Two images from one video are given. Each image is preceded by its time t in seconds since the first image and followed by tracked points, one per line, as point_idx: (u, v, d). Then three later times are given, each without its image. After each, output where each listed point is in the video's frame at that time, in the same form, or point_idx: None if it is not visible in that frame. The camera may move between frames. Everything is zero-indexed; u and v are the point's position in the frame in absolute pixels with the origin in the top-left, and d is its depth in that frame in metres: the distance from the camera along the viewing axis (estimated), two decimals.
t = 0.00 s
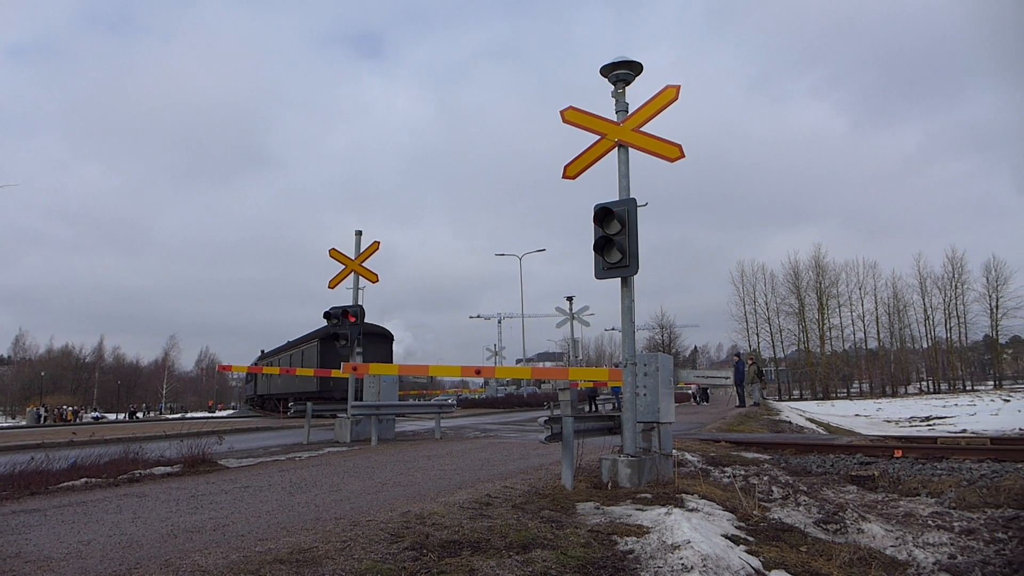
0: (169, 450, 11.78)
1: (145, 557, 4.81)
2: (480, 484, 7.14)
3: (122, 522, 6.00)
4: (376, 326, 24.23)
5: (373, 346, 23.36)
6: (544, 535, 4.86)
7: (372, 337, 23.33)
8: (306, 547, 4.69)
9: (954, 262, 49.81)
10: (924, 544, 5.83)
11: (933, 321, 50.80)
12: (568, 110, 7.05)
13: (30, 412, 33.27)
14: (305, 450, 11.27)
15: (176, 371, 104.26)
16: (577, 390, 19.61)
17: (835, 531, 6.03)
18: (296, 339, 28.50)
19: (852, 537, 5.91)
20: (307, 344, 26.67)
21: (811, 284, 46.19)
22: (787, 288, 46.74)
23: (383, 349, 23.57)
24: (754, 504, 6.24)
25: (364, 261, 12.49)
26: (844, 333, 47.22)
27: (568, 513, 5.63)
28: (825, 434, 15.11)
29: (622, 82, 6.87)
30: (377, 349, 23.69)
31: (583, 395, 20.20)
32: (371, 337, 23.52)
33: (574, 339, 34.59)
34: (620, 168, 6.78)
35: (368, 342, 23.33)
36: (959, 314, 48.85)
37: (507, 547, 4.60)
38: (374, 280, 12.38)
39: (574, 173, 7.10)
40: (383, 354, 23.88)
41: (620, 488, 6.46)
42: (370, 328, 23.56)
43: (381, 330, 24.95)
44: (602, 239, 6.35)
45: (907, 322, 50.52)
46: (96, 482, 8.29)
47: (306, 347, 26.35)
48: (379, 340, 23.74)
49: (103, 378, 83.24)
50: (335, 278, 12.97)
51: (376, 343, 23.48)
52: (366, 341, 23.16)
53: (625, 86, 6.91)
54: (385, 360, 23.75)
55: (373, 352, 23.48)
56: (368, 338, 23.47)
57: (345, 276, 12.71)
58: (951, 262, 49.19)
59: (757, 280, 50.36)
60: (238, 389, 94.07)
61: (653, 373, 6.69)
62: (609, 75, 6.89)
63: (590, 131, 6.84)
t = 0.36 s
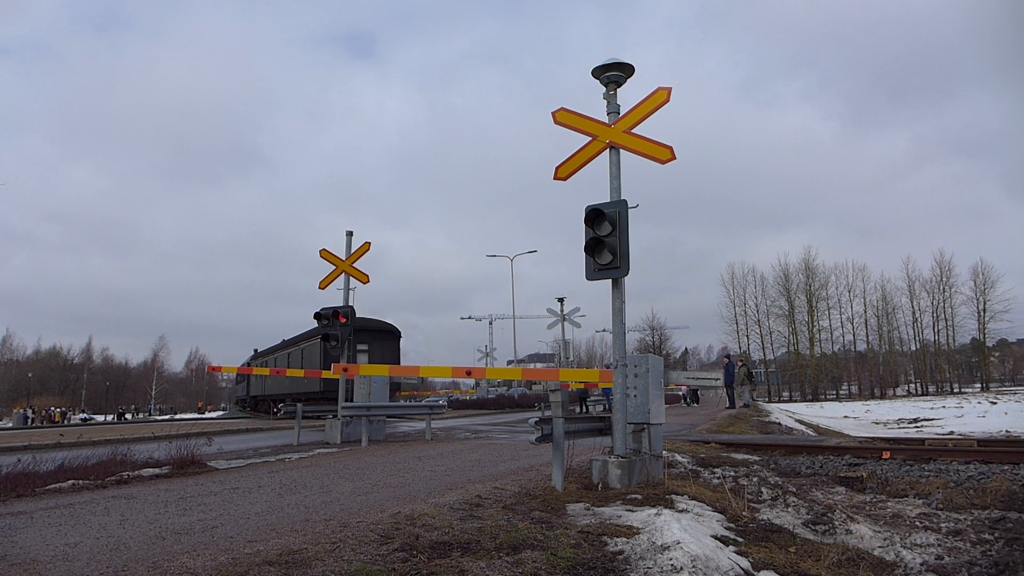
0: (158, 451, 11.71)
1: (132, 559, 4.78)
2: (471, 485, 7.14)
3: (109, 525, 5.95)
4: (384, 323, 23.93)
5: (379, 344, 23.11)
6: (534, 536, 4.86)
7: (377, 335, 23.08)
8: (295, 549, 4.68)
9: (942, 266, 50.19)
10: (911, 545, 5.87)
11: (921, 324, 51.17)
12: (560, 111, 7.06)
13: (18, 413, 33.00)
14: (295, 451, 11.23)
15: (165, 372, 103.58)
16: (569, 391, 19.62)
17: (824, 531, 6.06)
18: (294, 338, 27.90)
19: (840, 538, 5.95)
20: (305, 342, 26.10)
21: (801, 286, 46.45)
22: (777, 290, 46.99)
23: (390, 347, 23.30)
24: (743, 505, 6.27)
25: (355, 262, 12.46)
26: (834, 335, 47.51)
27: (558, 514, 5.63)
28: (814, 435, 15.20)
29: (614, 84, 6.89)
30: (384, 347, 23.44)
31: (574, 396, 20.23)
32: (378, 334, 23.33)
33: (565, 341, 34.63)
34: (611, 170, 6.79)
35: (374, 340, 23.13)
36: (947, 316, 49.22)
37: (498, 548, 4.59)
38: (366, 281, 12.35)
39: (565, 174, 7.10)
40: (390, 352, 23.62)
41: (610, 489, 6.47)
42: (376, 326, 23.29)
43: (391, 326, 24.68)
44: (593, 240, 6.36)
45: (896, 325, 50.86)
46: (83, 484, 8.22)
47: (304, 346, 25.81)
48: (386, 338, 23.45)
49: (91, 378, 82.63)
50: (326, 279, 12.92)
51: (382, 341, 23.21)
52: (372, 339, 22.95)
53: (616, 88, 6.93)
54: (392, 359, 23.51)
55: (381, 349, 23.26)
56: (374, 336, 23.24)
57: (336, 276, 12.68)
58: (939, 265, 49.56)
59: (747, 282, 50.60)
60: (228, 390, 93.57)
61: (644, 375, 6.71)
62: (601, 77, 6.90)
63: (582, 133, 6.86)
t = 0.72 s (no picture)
0: (144, 451, 11.63)
1: (117, 560, 4.74)
2: (458, 486, 7.13)
3: (93, 525, 5.90)
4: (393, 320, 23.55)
5: (386, 340, 22.67)
6: (521, 537, 4.86)
7: (384, 331, 22.65)
8: (281, 550, 4.66)
9: (928, 269, 50.65)
10: (896, 545, 5.92)
11: (907, 326, 51.62)
12: (550, 112, 7.07)
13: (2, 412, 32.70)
14: (282, 452, 11.17)
15: (152, 372, 102.74)
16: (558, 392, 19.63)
17: (810, 532, 6.10)
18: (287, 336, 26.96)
19: (826, 538, 6.00)
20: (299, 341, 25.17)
21: (789, 289, 46.78)
22: (765, 292, 47.30)
23: (397, 343, 22.82)
24: (730, 506, 6.30)
25: (345, 262, 12.42)
26: (821, 337, 47.86)
27: (546, 515, 5.64)
28: (801, 437, 15.30)
29: (604, 86, 6.91)
30: (392, 343, 22.98)
31: (563, 396, 20.26)
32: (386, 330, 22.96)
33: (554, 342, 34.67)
34: (601, 171, 6.81)
35: (381, 335, 22.73)
36: (933, 319, 49.65)
37: (485, 549, 4.59)
38: (355, 280, 12.31)
39: (555, 175, 7.12)
40: (399, 349, 23.19)
41: (597, 490, 6.49)
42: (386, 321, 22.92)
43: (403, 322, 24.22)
44: (582, 242, 6.37)
45: (882, 327, 51.27)
46: (68, 484, 8.15)
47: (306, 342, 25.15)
48: (394, 334, 22.99)
49: (77, 377, 81.92)
50: (314, 279, 12.88)
51: (389, 337, 22.76)
52: (379, 335, 22.54)
53: (606, 90, 6.95)
54: (399, 355, 23.03)
55: (390, 346, 22.85)
56: (382, 332, 22.87)
57: (325, 276, 12.63)
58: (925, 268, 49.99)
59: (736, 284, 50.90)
60: (215, 390, 93.02)
61: (632, 376, 6.72)
62: (591, 79, 6.92)
63: (572, 135, 6.87)
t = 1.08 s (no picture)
0: (127, 455, 11.52)
1: (100, 564, 4.70)
2: (445, 488, 7.11)
3: (76, 529, 5.84)
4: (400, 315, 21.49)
5: (393, 337, 20.65)
6: (508, 539, 4.87)
7: (391, 327, 20.56)
8: (267, 553, 4.63)
9: (911, 270, 51.17)
10: (880, 545, 5.97)
11: (891, 327, 52.09)
12: (537, 114, 7.08)
13: None
14: (267, 455, 11.08)
15: (135, 375, 101.61)
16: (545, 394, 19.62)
17: (795, 532, 6.15)
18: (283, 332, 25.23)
19: (811, 538, 6.04)
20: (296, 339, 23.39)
21: (774, 290, 47.11)
22: (751, 293, 47.59)
23: (404, 342, 20.83)
24: (716, 506, 6.32)
25: (331, 263, 12.36)
26: (806, 338, 48.21)
27: (532, 517, 5.64)
28: (786, 437, 15.38)
29: (590, 88, 6.93)
30: (400, 340, 21.04)
31: (550, 398, 20.26)
32: (394, 327, 20.82)
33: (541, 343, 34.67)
34: (587, 173, 6.83)
35: (388, 333, 20.64)
36: (916, 320, 50.15)
37: (471, 551, 4.59)
38: (341, 282, 12.26)
39: (542, 177, 7.12)
40: (406, 347, 21.09)
41: (584, 492, 6.51)
42: (393, 318, 20.83)
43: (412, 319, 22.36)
44: (569, 244, 6.38)
45: (867, 328, 51.71)
46: (50, 488, 8.05)
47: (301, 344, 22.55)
48: (402, 330, 20.96)
49: (59, 379, 81.00)
50: (300, 280, 12.81)
51: (397, 334, 20.73)
52: (385, 331, 20.49)
53: (592, 92, 6.96)
54: (408, 356, 21.05)
55: (397, 344, 20.87)
56: (388, 328, 20.66)
57: (311, 277, 12.56)
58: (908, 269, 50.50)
59: (722, 285, 51.17)
60: (201, 392, 92.31)
61: (618, 377, 6.73)
62: (577, 81, 6.94)
63: (558, 137, 6.88)
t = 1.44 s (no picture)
0: (114, 460, 11.42)
1: (86, 570, 4.66)
2: (435, 492, 7.09)
3: (61, 536, 5.79)
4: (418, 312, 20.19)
5: (410, 335, 19.35)
6: (498, 542, 4.86)
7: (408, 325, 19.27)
8: (255, 558, 4.60)
9: (898, 271, 51.60)
10: (868, 545, 6.01)
11: (879, 328, 52.45)
12: (526, 117, 7.09)
13: None
14: (256, 459, 11.02)
15: (123, 379, 100.80)
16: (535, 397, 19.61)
17: (784, 533, 6.17)
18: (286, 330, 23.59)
19: (800, 539, 6.07)
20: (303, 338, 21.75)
21: (763, 292, 47.40)
22: (740, 295, 47.85)
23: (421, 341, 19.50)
24: (705, 508, 6.34)
25: (320, 266, 12.33)
26: (795, 340, 48.50)
27: (523, 520, 5.64)
28: (776, 438, 15.48)
29: (579, 92, 6.95)
30: (416, 339, 19.75)
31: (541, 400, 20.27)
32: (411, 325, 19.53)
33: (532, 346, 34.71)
34: (576, 176, 6.84)
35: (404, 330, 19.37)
36: (904, 321, 50.56)
37: (461, 555, 4.58)
38: (331, 285, 12.23)
39: (531, 180, 7.13)
40: (423, 346, 19.82)
41: (574, 494, 6.51)
42: (411, 314, 19.53)
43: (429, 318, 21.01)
44: (558, 246, 6.39)
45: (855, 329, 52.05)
46: (35, 494, 7.97)
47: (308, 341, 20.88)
48: (419, 329, 19.67)
49: (46, 384, 80.29)
50: (289, 284, 12.76)
51: (414, 332, 19.44)
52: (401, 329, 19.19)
53: (581, 95, 6.98)
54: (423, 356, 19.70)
55: (413, 343, 19.54)
56: (404, 325, 19.39)
57: (300, 281, 12.52)
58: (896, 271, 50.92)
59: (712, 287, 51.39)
60: (189, 396, 91.76)
61: (608, 380, 6.74)
62: (566, 84, 6.96)
63: (547, 140, 6.89)
